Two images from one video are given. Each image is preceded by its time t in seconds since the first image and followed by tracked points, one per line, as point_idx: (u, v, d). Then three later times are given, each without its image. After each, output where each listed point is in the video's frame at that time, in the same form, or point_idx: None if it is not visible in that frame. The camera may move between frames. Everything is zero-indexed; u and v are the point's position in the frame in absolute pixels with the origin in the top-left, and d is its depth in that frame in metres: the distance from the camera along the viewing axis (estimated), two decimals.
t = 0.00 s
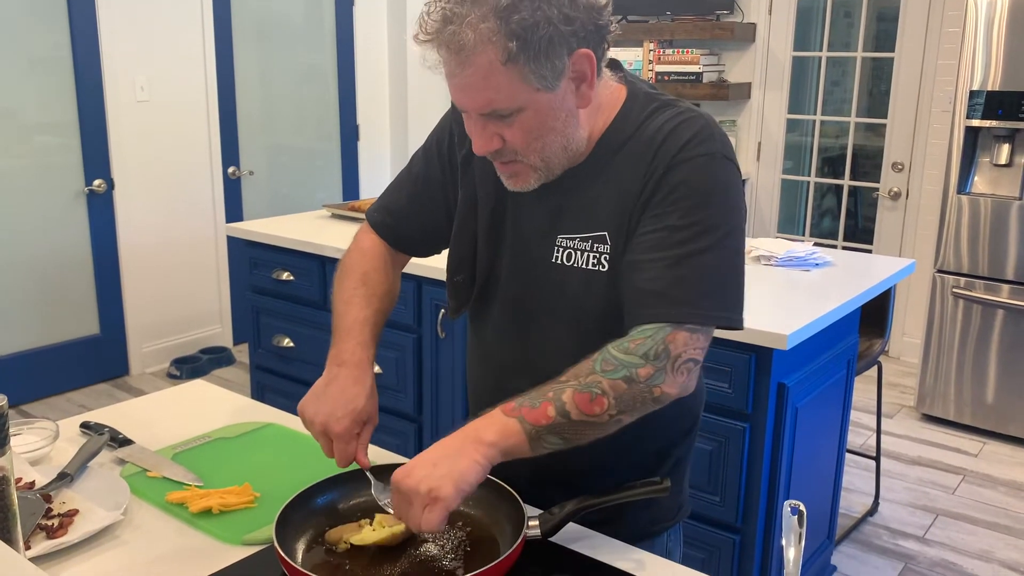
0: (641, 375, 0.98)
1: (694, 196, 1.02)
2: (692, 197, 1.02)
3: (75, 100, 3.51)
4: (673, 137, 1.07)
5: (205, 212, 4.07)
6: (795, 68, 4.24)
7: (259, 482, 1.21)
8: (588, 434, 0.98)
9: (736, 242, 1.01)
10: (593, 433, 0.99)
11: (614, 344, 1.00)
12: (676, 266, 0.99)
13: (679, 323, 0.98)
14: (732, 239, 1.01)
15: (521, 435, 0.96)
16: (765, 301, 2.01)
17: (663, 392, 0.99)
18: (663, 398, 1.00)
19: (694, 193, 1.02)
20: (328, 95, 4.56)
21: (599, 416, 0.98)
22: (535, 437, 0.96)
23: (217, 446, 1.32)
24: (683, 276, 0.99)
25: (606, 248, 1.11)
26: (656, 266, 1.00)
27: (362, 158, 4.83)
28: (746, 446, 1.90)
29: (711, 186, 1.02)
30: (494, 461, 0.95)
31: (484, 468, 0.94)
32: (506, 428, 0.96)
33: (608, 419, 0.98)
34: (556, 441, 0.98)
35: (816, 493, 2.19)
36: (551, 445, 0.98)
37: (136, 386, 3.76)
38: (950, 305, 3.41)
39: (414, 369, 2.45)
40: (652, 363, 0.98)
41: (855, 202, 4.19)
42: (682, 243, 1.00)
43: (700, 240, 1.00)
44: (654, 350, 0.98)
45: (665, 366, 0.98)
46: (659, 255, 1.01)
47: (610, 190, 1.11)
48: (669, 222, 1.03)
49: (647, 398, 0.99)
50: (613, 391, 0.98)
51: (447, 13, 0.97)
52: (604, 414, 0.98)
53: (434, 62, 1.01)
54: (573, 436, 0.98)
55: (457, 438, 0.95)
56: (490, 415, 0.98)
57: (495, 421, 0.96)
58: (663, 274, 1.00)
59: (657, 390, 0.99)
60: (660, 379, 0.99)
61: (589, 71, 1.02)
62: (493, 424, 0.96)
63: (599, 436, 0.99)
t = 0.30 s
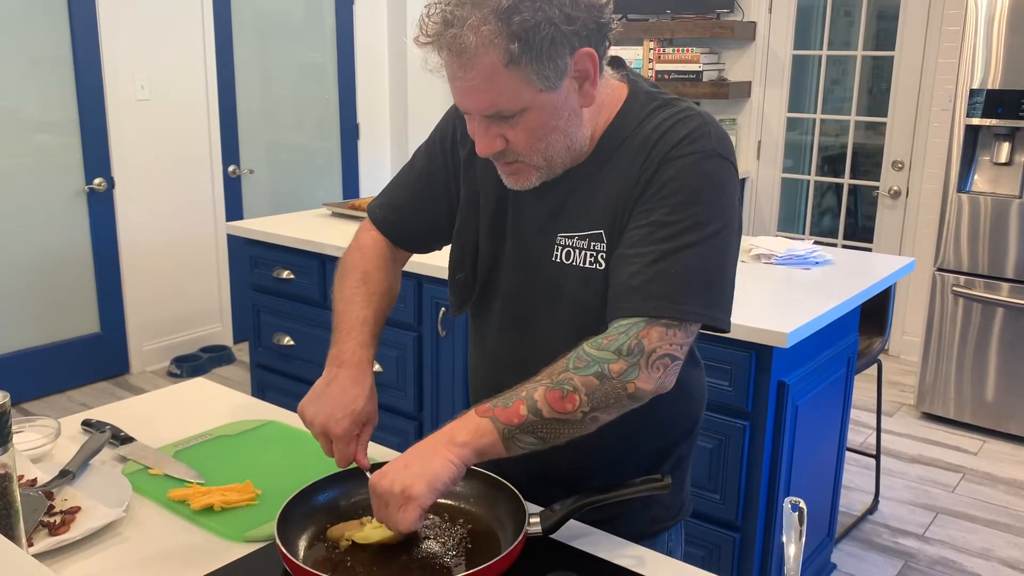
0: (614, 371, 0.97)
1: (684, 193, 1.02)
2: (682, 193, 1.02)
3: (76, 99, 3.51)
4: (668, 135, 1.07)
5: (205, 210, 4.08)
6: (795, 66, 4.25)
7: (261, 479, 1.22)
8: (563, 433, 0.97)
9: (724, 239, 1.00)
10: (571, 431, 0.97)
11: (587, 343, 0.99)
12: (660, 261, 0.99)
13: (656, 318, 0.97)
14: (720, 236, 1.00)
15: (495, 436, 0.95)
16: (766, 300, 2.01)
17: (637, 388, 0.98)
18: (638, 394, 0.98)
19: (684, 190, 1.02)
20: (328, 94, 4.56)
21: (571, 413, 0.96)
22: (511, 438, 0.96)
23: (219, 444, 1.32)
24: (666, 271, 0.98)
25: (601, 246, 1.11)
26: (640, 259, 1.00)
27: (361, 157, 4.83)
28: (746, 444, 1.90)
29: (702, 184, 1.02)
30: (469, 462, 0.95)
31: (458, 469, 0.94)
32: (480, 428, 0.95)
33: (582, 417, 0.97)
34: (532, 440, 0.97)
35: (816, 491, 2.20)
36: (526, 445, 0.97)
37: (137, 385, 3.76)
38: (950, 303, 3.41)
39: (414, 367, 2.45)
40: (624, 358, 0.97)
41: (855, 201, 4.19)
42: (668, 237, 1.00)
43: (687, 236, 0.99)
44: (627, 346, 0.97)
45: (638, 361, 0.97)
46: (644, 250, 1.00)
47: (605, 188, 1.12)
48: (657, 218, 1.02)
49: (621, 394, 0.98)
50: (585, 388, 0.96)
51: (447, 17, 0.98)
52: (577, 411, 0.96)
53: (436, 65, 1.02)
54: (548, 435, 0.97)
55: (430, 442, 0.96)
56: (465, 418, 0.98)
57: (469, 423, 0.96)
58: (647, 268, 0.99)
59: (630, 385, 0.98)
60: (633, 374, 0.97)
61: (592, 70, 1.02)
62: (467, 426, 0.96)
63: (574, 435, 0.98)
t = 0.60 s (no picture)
0: (617, 367, 0.97)
1: (683, 188, 1.02)
2: (684, 188, 1.02)
3: (75, 99, 3.51)
4: (669, 132, 1.07)
5: (204, 210, 4.08)
6: (794, 67, 4.25)
7: (262, 478, 1.22)
8: (568, 430, 0.98)
9: (724, 235, 1.00)
10: (576, 427, 0.98)
11: (591, 340, 0.99)
12: (660, 256, 0.99)
13: (656, 314, 0.97)
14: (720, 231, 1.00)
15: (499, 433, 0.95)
16: (765, 300, 2.02)
17: (641, 384, 0.98)
18: (642, 390, 0.98)
19: (683, 186, 1.02)
20: (327, 94, 4.56)
21: (575, 410, 0.97)
22: (515, 435, 0.96)
23: (220, 443, 1.32)
24: (666, 266, 0.98)
25: (602, 242, 1.11)
26: (642, 255, 1.00)
27: (360, 158, 4.83)
28: (745, 445, 1.90)
29: (705, 179, 1.02)
30: (474, 460, 0.95)
31: (464, 466, 0.94)
32: (484, 426, 0.96)
33: (585, 414, 0.97)
34: (536, 438, 0.97)
35: (815, 491, 2.20)
36: (530, 443, 0.97)
37: (136, 385, 3.76)
38: (948, 304, 3.42)
39: (413, 367, 2.45)
40: (628, 353, 0.97)
41: (854, 202, 4.20)
42: (669, 232, 1.00)
43: (687, 232, 0.99)
44: (630, 341, 0.97)
45: (642, 356, 0.97)
46: (643, 245, 1.01)
47: (606, 185, 1.12)
48: (658, 213, 1.02)
49: (624, 390, 0.98)
50: (589, 384, 0.97)
51: (452, 8, 0.98)
52: (580, 408, 0.97)
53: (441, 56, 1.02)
54: (553, 433, 0.97)
55: (433, 440, 0.96)
56: (469, 417, 0.98)
57: (473, 422, 0.96)
58: (648, 264, 0.99)
59: (634, 379, 0.98)
60: (637, 370, 0.97)
61: (596, 64, 1.03)
62: (471, 425, 0.96)
63: (579, 431, 0.99)
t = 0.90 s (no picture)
0: (695, 368, 1.02)
1: (711, 195, 1.04)
2: (709, 197, 1.04)
3: (71, 99, 3.51)
4: (679, 138, 1.09)
5: (201, 211, 4.07)
6: (791, 69, 4.25)
7: (257, 479, 1.22)
8: (636, 415, 1.03)
9: (756, 237, 1.04)
10: (644, 414, 1.03)
11: (668, 331, 1.03)
12: (706, 267, 1.02)
13: (723, 322, 1.02)
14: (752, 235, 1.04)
15: (585, 405, 1.00)
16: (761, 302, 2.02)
17: (707, 388, 1.04)
18: (704, 392, 1.04)
19: (710, 193, 1.04)
20: (324, 94, 4.55)
21: (654, 399, 1.02)
22: (595, 410, 1.00)
23: (214, 444, 1.32)
24: (713, 276, 1.02)
25: (609, 246, 1.12)
26: (684, 268, 1.03)
27: (357, 159, 4.83)
28: (741, 446, 1.90)
29: (727, 185, 1.04)
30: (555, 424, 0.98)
31: (548, 430, 0.97)
32: (573, 395, 0.99)
33: (658, 405, 1.02)
34: (608, 418, 1.01)
35: (811, 492, 2.20)
36: (603, 421, 1.01)
37: (132, 385, 3.75)
38: (944, 306, 3.43)
39: (409, 368, 2.45)
40: (705, 358, 1.02)
41: (850, 204, 4.20)
42: (706, 243, 1.03)
43: (725, 240, 1.03)
44: (710, 346, 1.02)
45: (713, 363, 1.03)
46: (685, 257, 1.03)
47: (614, 191, 1.12)
48: (688, 224, 1.04)
49: (692, 391, 1.03)
50: (671, 379, 1.02)
51: (445, 16, 0.97)
52: (659, 399, 1.02)
53: (434, 67, 1.01)
54: (623, 414, 1.02)
55: (529, 392, 0.98)
56: (556, 380, 1.01)
57: (564, 387, 1.00)
58: (691, 276, 1.02)
59: (706, 384, 1.03)
60: (708, 375, 1.03)
61: (586, 58, 1.04)
62: (560, 390, 0.99)
63: (642, 419, 1.04)
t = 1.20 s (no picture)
0: (700, 380, 1.05)
1: (715, 208, 1.05)
2: (713, 210, 1.05)
3: (69, 100, 3.50)
4: (681, 150, 1.09)
5: (198, 212, 4.07)
6: (788, 72, 4.26)
7: (252, 480, 1.21)
8: (643, 424, 1.05)
9: (757, 248, 1.06)
10: (649, 422, 1.06)
11: (676, 342, 1.05)
12: (712, 280, 1.04)
13: (730, 335, 1.04)
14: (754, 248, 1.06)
15: (593, 416, 1.01)
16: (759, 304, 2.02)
17: (710, 396, 1.07)
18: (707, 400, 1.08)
19: (714, 206, 1.05)
20: (322, 96, 4.55)
21: (661, 409, 1.04)
22: (603, 419, 1.02)
23: (210, 445, 1.32)
24: (719, 289, 1.04)
25: (610, 258, 1.12)
26: (691, 282, 1.04)
27: (355, 160, 4.82)
28: (737, 448, 1.90)
29: (730, 198, 1.06)
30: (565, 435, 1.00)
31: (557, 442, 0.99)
32: (582, 407, 1.01)
33: (664, 414, 1.05)
34: (615, 426, 1.04)
35: (807, 494, 2.20)
36: (610, 429, 1.04)
37: (128, 387, 3.75)
38: (942, 309, 3.43)
39: (406, 369, 2.45)
40: (710, 369, 1.05)
41: (847, 206, 4.21)
42: (712, 256, 1.04)
43: (729, 253, 1.04)
44: (716, 358, 1.05)
45: (717, 373, 1.06)
46: (691, 271, 1.04)
47: (614, 201, 1.12)
48: (693, 237, 1.05)
49: (696, 399, 1.06)
50: (677, 390, 1.04)
51: (438, 33, 0.97)
52: (665, 409, 1.05)
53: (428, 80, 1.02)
54: (631, 422, 1.04)
55: (538, 406, 0.99)
56: (564, 390, 1.02)
57: (574, 399, 1.01)
58: (698, 290, 1.04)
59: (710, 393, 1.07)
60: (713, 384, 1.06)
61: (580, 90, 1.03)
62: (569, 401, 1.01)
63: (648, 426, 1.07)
